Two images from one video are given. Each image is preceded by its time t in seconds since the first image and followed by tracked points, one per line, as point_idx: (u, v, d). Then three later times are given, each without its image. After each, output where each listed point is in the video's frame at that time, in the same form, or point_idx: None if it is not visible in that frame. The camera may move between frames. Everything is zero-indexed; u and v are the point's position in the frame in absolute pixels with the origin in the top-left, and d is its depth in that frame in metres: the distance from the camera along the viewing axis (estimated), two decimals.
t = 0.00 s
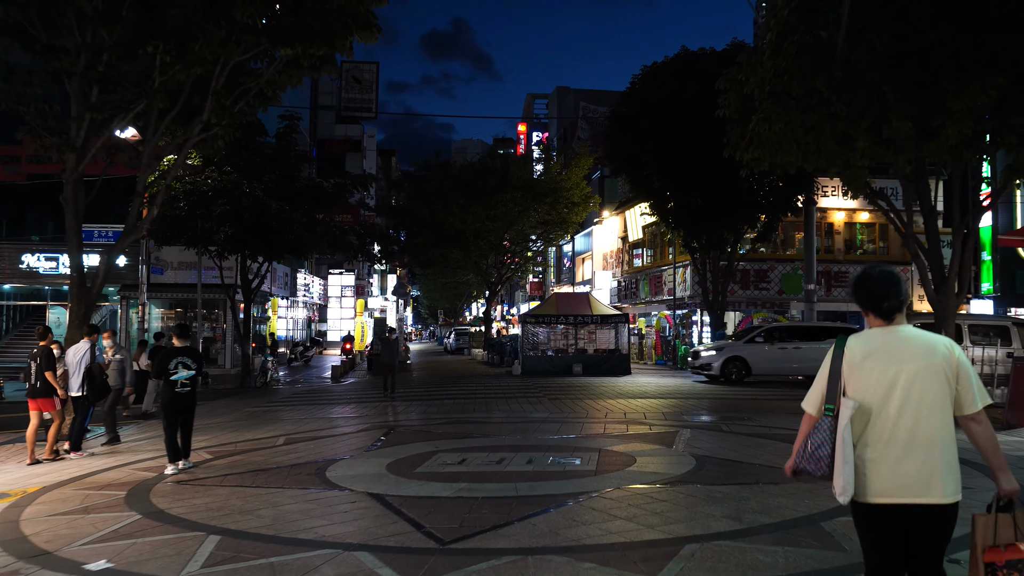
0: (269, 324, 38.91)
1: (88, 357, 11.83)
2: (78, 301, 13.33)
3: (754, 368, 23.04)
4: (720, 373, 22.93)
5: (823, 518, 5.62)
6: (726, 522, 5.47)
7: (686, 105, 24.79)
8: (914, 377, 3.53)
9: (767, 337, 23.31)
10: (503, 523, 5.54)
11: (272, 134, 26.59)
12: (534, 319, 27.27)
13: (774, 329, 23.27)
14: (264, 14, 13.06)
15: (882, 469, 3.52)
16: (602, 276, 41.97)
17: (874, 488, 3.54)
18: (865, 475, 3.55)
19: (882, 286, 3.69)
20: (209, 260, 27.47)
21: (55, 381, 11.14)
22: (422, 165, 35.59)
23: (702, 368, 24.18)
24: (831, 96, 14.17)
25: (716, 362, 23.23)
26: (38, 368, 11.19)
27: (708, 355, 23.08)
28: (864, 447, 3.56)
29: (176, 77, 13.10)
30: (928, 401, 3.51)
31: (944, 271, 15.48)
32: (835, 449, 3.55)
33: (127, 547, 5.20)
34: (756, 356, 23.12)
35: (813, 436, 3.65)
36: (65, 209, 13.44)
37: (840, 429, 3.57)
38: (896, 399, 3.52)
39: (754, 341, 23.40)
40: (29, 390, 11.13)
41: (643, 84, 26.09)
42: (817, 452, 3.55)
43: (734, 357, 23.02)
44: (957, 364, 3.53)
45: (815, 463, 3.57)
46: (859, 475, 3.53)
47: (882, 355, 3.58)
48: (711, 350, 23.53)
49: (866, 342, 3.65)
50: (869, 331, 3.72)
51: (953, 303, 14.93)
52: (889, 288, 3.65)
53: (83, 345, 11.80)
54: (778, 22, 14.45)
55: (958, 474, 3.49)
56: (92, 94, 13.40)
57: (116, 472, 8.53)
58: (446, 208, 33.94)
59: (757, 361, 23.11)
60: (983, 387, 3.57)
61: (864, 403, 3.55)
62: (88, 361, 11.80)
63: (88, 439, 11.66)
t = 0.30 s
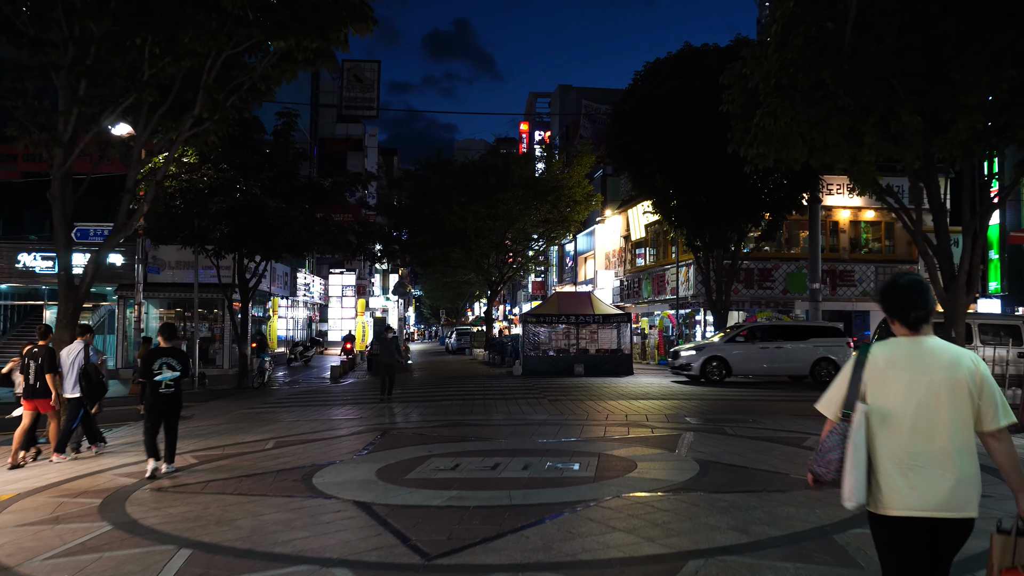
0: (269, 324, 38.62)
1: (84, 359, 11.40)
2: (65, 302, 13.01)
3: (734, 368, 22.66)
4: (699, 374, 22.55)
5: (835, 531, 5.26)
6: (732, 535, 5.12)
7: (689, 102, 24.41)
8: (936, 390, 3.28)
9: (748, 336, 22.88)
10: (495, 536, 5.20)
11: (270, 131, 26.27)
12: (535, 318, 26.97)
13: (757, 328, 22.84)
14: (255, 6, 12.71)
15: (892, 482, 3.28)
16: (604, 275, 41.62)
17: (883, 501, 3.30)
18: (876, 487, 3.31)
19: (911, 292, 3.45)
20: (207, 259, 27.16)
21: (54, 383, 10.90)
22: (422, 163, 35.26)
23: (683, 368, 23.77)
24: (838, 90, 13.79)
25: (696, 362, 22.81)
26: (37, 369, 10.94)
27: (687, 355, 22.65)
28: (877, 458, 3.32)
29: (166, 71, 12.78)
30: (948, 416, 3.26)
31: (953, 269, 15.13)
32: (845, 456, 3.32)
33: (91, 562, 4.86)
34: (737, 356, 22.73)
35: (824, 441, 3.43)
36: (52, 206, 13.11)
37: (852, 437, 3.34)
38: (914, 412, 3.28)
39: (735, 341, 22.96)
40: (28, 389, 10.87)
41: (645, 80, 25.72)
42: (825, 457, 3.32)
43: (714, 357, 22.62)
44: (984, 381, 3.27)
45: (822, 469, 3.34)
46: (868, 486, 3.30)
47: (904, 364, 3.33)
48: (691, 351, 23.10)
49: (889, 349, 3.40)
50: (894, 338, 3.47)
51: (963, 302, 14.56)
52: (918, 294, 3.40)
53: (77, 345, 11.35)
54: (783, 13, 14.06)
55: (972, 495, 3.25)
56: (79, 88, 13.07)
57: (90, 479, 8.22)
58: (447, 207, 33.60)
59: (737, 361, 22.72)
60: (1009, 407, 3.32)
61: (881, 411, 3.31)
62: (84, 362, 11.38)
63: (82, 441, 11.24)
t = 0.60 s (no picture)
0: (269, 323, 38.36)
1: (79, 355, 11.17)
2: (53, 302, 12.69)
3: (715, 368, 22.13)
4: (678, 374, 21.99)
5: (849, 545, 4.92)
6: (740, 550, 4.76)
7: (693, 97, 24.03)
8: (968, 376, 3.28)
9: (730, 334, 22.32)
10: (484, 551, 4.86)
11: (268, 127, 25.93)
12: (537, 318, 26.64)
13: (739, 326, 22.29)
14: None
15: (925, 468, 3.28)
16: (608, 274, 41.26)
17: (916, 487, 3.30)
18: (909, 473, 3.31)
19: (936, 279, 3.46)
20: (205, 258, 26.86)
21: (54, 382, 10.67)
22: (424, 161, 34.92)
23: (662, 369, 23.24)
24: (847, 83, 13.41)
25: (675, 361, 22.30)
26: (37, 369, 10.65)
27: (666, 354, 22.16)
28: (910, 444, 3.32)
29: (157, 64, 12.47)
30: (979, 403, 3.27)
31: (964, 267, 14.75)
32: (879, 443, 3.30)
33: None
34: (717, 355, 22.18)
35: (854, 428, 3.41)
36: (39, 203, 12.80)
37: (884, 423, 3.32)
38: (946, 398, 3.29)
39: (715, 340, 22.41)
40: (26, 387, 10.65)
41: (649, 76, 25.34)
42: (861, 445, 3.28)
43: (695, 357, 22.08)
44: (1012, 367, 3.31)
45: (857, 456, 3.31)
46: (902, 472, 3.29)
47: (934, 351, 3.34)
48: (670, 350, 22.59)
49: (917, 336, 3.41)
50: (920, 324, 3.48)
51: (974, 301, 14.18)
52: (944, 280, 3.42)
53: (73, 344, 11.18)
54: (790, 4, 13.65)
55: (1000, 481, 3.26)
56: (67, 82, 12.74)
57: (66, 484, 7.90)
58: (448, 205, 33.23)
59: (718, 360, 22.18)
60: None
61: (914, 397, 3.31)
62: (78, 360, 11.16)
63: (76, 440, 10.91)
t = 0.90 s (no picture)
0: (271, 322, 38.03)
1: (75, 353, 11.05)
2: (42, 298, 12.30)
3: (695, 369, 21.59)
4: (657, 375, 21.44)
5: (868, 564, 4.55)
6: (750, 570, 4.41)
7: (700, 93, 23.65)
8: (979, 388, 3.20)
9: (711, 334, 21.76)
10: (476, 568, 4.52)
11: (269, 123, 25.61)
12: (540, 317, 26.28)
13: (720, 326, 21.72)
14: None
15: (945, 484, 3.20)
16: (613, 272, 40.90)
17: (937, 506, 3.22)
18: (929, 492, 3.23)
19: (940, 291, 3.38)
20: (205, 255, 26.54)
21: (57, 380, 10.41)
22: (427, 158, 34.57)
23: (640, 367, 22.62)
24: (858, 75, 13.03)
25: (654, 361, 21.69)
26: (38, 366, 10.31)
27: (645, 354, 21.53)
28: (927, 461, 3.24)
29: (149, 56, 12.18)
30: (994, 415, 3.19)
31: (979, 266, 14.35)
32: (897, 463, 3.22)
33: None
34: (697, 355, 21.63)
35: (870, 449, 3.33)
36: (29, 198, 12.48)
37: (901, 443, 3.24)
38: (959, 413, 3.21)
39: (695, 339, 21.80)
40: (26, 385, 10.29)
41: (655, 71, 24.96)
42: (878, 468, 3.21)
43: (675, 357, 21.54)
44: None
45: (875, 479, 3.23)
46: (922, 492, 3.21)
47: (944, 366, 3.25)
48: (649, 349, 21.95)
49: (926, 350, 3.33)
50: (927, 338, 3.40)
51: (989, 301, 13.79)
52: (948, 293, 3.34)
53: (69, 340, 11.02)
54: None
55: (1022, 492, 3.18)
56: (58, 74, 12.43)
57: (46, 489, 7.60)
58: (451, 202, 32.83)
59: (698, 361, 21.64)
60: None
61: (928, 413, 3.23)
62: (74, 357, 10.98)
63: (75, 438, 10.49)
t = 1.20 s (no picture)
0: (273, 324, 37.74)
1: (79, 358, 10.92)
2: (31, 298, 12.03)
3: (671, 370, 21.18)
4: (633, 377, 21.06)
5: None
6: None
7: (705, 90, 23.27)
8: (994, 377, 3.07)
9: (688, 335, 21.33)
10: None
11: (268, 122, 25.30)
12: (543, 318, 25.92)
13: (697, 327, 21.27)
14: None
15: (951, 472, 3.08)
16: (618, 273, 40.62)
17: (943, 496, 3.10)
18: (935, 479, 3.12)
19: (964, 279, 3.25)
20: (204, 256, 26.24)
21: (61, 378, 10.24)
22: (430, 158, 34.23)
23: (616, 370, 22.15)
24: (868, 69, 12.67)
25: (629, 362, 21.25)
26: (41, 364, 10.14)
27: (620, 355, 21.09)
28: (934, 449, 3.13)
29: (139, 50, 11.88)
30: (1009, 405, 3.04)
31: (992, 266, 13.96)
32: (901, 448, 3.14)
33: None
34: (674, 356, 21.21)
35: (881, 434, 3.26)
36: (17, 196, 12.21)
37: (907, 428, 3.15)
38: (970, 401, 3.08)
39: (671, 340, 21.36)
40: (29, 385, 10.05)
41: (659, 68, 24.57)
42: (879, 451, 3.15)
43: (650, 358, 21.16)
44: None
45: (879, 463, 3.17)
46: (927, 479, 3.11)
47: (959, 354, 3.13)
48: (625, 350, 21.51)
49: (943, 337, 3.22)
50: (948, 327, 3.29)
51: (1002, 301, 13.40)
52: (971, 282, 3.21)
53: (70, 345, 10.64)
54: None
55: None
56: (46, 70, 12.15)
57: (25, 496, 7.33)
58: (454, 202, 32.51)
59: (674, 362, 21.24)
60: None
61: (937, 400, 3.13)
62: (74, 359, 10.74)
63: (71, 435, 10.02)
